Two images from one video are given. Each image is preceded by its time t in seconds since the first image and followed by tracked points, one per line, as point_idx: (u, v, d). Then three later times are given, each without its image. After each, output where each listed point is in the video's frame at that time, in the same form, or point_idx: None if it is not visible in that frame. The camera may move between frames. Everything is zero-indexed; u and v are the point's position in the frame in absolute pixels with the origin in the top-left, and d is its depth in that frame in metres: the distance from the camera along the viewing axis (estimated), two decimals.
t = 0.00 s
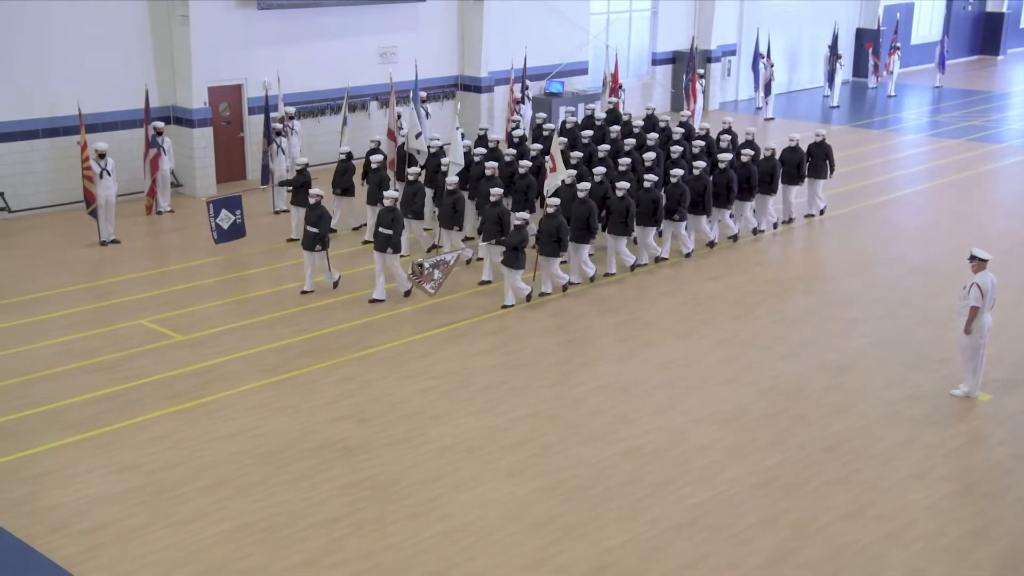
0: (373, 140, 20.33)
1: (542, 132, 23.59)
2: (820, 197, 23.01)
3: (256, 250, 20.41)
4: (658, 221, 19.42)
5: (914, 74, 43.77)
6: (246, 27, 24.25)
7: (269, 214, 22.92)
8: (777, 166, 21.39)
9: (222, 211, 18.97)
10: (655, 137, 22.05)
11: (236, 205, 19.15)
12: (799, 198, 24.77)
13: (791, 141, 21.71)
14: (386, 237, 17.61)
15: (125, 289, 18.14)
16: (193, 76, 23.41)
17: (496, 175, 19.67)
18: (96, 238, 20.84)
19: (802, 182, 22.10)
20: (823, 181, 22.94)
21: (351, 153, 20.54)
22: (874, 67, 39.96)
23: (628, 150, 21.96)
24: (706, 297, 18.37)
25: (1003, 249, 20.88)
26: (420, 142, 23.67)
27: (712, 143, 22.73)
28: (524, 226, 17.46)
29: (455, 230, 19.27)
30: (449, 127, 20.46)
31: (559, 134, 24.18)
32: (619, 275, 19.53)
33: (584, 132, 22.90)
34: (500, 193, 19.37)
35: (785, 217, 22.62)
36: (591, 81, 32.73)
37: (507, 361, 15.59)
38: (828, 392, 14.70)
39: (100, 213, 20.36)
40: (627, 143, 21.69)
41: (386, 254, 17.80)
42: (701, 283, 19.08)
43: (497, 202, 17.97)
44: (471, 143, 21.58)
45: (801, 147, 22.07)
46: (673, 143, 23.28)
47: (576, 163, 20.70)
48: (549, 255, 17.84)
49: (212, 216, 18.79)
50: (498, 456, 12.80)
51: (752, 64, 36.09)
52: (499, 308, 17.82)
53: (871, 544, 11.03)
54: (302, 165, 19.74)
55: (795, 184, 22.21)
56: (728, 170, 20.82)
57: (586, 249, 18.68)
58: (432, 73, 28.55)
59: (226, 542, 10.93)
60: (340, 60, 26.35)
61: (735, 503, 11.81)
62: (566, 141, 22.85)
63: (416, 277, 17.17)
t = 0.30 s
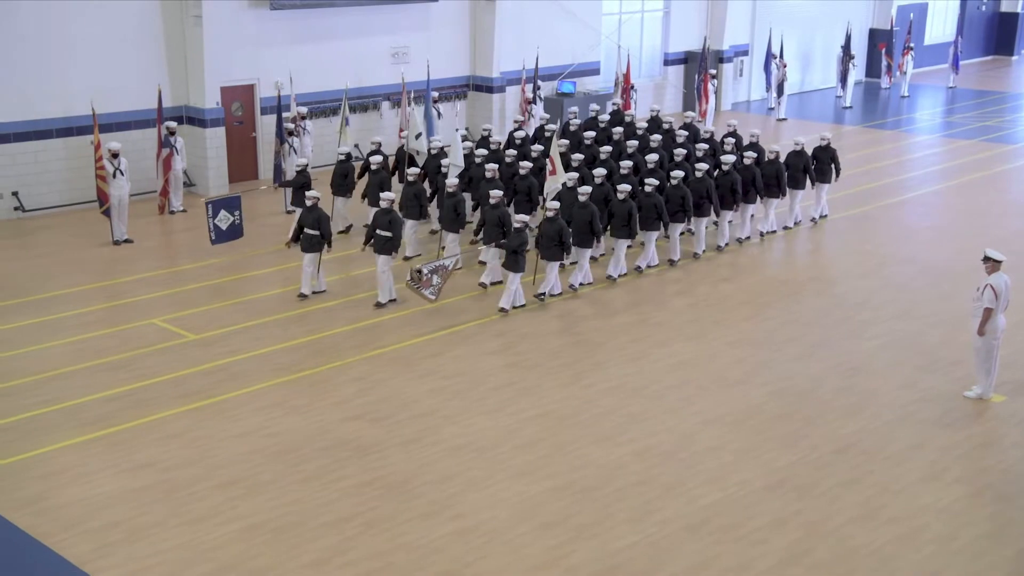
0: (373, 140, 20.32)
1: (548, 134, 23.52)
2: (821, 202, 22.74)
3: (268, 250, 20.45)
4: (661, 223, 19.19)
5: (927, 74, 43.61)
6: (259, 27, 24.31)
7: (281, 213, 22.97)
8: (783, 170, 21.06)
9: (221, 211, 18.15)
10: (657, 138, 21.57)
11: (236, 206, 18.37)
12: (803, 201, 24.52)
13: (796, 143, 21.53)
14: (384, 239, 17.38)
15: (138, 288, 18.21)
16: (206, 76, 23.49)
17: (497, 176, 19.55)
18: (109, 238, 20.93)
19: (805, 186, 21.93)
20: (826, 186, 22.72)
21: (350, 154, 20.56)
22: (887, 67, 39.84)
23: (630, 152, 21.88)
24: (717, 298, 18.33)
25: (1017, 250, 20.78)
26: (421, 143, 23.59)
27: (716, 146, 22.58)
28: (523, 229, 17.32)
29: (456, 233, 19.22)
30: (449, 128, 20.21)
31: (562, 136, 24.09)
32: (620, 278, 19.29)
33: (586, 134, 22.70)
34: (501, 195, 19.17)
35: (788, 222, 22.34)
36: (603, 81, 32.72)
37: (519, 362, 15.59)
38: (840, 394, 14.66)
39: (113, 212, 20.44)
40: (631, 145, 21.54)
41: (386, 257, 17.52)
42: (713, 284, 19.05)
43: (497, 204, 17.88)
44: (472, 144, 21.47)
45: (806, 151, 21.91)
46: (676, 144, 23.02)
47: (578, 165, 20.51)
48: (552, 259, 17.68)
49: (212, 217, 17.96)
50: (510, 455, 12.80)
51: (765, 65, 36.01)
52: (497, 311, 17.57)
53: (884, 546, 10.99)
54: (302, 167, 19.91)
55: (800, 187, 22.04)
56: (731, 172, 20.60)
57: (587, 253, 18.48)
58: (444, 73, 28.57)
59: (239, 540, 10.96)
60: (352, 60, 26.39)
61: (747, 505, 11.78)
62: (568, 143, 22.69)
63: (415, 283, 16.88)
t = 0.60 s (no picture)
0: (375, 142, 20.57)
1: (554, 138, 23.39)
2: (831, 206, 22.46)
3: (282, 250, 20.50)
4: (663, 228, 18.89)
5: (943, 75, 43.41)
6: (274, 26, 24.38)
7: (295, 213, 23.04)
8: (788, 172, 20.92)
9: (220, 216, 17.76)
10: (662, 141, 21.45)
11: (235, 212, 17.92)
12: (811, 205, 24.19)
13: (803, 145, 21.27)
14: (382, 244, 17.06)
15: (153, 288, 18.28)
16: (221, 76, 23.57)
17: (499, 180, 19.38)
18: (125, 237, 21.02)
19: (811, 188, 21.69)
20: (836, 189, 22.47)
21: (350, 157, 20.52)
22: (902, 67, 39.68)
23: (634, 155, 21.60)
24: (731, 299, 18.29)
25: None
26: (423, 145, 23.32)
27: (722, 149, 22.41)
28: (523, 233, 17.00)
29: (457, 237, 19.06)
30: (451, 131, 20.12)
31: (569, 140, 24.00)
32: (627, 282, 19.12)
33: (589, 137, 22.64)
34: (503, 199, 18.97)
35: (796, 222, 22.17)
36: (617, 81, 32.68)
37: (532, 362, 15.59)
38: (854, 395, 14.60)
39: (129, 212, 20.53)
40: (635, 147, 21.35)
41: (384, 262, 17.26)
42: (726, 285, 18.98)
43: (497, 207, 17.73)
44: (474, 148, 21.29)
45: (813, 153, 21.65)
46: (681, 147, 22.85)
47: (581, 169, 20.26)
48: (551, 263, 17.42)
49: (211, 222, 17.56)
50: (523, 456, 12.80)
51: (779, 65, 35.90)
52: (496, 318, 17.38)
53: (898, 549, 10.94)
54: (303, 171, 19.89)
55: (807, 190, 21.81)
56: (737, 175, 20.38)
57: (591, 256, 18.27)
58: (458, 73, 28.59)
59: (253, 539, 10.99)
60: (365, 61, 26.43)
61: (761, 507, 11.74)
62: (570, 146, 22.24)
63: (411, 288, 16.83)
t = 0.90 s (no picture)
0: (378, 143, 20.41)
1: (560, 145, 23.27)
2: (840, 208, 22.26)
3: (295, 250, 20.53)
4: (663, 232, 18.83)
5: (958, 75, 43.20)
6: (287, 27, 24.42)
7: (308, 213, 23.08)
8: (791, 175, 20.89)
9: (220, 217, 18.06)
10: (667, 143, 21.57)
11: (236, 212, 18.28)
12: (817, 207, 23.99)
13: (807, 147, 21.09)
14: (379, 246, 17.11)
15: (167, 287, 18.35)
16: (235, 77, 23.63)
17: (501, 182, 19.26)
18: (139, 236, 21.12)
19: (815, 192, 21.51)
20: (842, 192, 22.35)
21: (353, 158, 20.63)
22: (916, 68, 39.53)
23: (637, 157, 21.46)
24: (744, 300, 18.23)
25: None
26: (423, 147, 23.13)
27: (726, 151, 22.26)
28: (524, 235, 16.82)
29: (456, 239, 18.80)
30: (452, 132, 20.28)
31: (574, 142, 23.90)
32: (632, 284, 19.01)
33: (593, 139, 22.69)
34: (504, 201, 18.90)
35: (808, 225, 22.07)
36: (631, 82, 32.65)
37: (544, 362, 15.57)
38: (868, 397, 14.53)
39: (143, 211, 20.63)
40: (639, 149, 21.17)
41: (379, 265, 17.27)
42: (739, 286, 18.93)
43: (497, 210, 17.82)
44: (477, 149, 21.15)
45: (818, 156, 21.50)
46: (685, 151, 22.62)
47: (583, 171, 20.06)
48: (547, 266, 17.33)
49: (210, 221, 17.92)
50: (535, 456, 12.79)
51: (793, 65, 35.80)
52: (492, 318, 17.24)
53: (912, 551, 10.89)
54: (306, 171, 19.56)
55: (811, 193, 21.59)
56: (740, 178, 20.18)
57: (592, 261, 18.12)
58: (471, 73, 28.59)
59: (267, 538, 11.01)
60: (378, 61, 26.45)
61: (774, 508, 11.71)
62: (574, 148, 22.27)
63: (410, 289, 16.61)
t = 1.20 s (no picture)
0: (376, 145, 20.31)
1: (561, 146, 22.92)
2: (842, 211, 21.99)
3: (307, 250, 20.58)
4: (664, 235, 18.58)
5: (973, 76, 43.02)
6: (300, 27, 24.47)
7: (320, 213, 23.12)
8: (794, 177, 20.47)
9: (218, 219, 18.68)
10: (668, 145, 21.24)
11: (234, 215, 18.91)
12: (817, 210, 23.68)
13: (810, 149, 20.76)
14: (373, 250, 16.87)
15: (180, 286, 18.41)
16: (247, 77, 23.70)
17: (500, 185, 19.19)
18: (153, 236, 21.21)
19: (822, 194, 21.07)
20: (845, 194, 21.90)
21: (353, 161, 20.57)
22: (931, 68, 39.37)
23: (636, 159, 21.13)
24: (756, 300, 18.18)
25: None
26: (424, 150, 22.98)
27: (728, 153, 21.99)
28: (522, 238, 16.73)
29: (455, 242, 18.63)
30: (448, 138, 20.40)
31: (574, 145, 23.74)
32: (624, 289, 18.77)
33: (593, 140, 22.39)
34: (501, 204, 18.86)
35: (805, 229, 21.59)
36: (643, 82, 32.62)
37: (555, 362, 15.56)
38: (880, 399, 14.46)
39: (157, 210, 20.71)
40: (639, 151, 20.88)
41: (374, 269, 17.04)
42: (751, 287, 18.87)
43: (494, 213, 17.41)
44: (475, 152, 20.86)
45: (821, 157, 21.11)
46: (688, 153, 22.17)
47: (581, 172, 19.74)
48: (546, 270, 17.15)
49: (206, 223, 18.54)
50: (546, 456, 12.78)
51: (807, 66, 35.70)
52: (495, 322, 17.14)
53: (924, 553, 10.85)
54: (303, 173, 19.39)
55: (816, 195, 21.23)
56: (741, 181, 19.82)
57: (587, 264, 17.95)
58: (483, 74, 28.60)
59: (278, 537, 11.04)
60: (390, 61, 26.48)
61: (785, 510, 11.67)
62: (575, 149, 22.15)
63: (406, 293, 16.50)
